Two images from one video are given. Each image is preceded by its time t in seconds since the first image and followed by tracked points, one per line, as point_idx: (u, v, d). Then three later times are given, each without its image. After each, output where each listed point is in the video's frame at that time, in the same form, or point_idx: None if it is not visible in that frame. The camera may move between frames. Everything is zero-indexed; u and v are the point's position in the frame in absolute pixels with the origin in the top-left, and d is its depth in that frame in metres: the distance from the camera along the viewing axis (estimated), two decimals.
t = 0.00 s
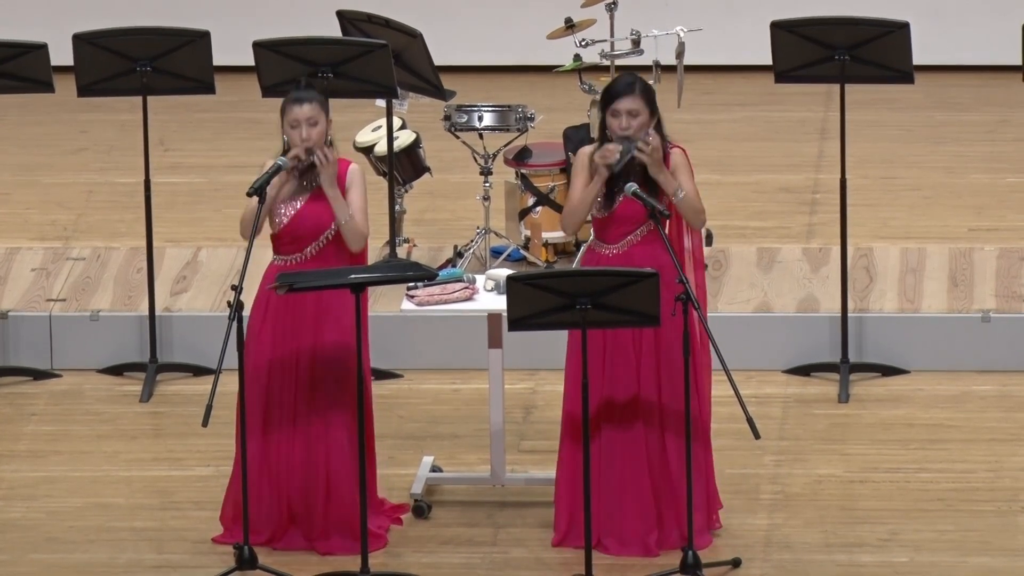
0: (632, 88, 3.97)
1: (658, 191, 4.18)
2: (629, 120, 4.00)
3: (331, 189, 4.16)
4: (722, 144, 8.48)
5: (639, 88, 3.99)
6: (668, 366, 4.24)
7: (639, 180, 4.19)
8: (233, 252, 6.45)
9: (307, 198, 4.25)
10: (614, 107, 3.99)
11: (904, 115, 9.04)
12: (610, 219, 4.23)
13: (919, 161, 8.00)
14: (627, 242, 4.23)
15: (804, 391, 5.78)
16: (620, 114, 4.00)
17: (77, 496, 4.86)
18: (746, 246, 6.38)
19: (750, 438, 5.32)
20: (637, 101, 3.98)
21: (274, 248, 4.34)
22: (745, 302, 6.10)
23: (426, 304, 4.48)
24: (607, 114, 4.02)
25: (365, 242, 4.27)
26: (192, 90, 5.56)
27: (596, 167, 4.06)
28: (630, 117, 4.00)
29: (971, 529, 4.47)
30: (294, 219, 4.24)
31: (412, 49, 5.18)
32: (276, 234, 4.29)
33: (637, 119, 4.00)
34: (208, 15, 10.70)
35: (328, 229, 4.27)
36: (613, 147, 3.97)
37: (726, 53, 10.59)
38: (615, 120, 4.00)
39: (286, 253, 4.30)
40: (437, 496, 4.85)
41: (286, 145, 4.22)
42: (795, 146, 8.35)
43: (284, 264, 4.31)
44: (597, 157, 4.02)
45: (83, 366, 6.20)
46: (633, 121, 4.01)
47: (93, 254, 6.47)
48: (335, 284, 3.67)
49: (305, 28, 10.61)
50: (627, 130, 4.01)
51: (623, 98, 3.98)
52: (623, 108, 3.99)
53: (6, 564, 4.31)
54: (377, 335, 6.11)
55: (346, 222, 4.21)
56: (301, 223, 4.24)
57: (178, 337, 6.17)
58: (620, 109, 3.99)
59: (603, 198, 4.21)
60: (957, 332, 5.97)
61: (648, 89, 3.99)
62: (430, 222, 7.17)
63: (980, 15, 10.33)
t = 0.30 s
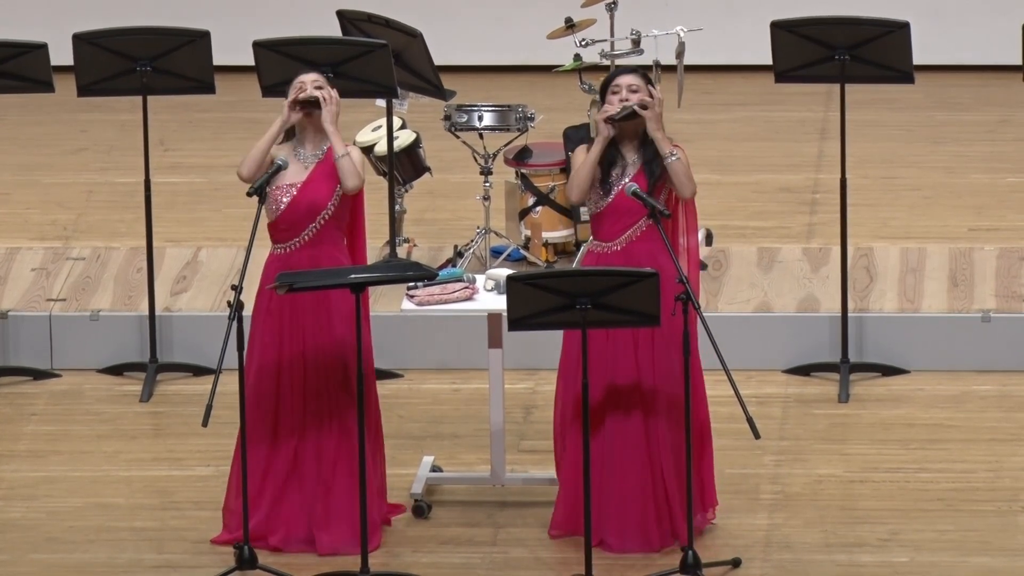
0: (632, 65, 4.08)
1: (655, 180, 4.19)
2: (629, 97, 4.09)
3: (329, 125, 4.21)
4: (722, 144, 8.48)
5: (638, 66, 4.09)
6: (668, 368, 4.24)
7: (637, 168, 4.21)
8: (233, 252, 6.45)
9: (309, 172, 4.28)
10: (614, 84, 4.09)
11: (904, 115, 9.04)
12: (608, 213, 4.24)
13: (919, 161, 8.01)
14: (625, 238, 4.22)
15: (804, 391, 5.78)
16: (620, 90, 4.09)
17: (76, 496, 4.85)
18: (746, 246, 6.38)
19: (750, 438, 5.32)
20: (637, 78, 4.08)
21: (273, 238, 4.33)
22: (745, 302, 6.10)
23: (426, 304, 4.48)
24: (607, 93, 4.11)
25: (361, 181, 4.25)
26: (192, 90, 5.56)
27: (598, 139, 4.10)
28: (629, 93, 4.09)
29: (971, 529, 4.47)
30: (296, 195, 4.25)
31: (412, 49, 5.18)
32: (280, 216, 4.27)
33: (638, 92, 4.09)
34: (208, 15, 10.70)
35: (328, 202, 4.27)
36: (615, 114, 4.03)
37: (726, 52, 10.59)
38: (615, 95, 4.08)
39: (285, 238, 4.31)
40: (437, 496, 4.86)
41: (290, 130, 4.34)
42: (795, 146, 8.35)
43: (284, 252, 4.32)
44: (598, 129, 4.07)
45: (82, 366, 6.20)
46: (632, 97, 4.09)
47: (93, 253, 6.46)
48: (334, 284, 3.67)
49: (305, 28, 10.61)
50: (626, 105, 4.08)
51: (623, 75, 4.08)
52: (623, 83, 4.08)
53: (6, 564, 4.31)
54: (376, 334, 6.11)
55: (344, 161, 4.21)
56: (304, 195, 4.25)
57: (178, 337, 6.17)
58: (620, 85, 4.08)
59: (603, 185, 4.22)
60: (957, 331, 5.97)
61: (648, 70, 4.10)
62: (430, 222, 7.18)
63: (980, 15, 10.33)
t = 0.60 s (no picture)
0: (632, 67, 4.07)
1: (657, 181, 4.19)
2: (629, 100, 4.08)
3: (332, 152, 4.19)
4: (722, 144, 8.48)
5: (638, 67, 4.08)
6: (669, 366, 4.23)
7: (639, 170, 4.22)
8: (233, 252, 6.45)
9: (309, 181, 4.27)
10: (615, 87, 4.08)
11: (904, 115, 9.04)
12: (609, 214, 4.23)
13: (919, 161, 8.01)
14: (626, 239, 4.23)
15: (804, 391, 5.78)
16: (620, 93, 4.08)
17: (76, 496, 4.85)
18: (746, 246, 6.38)
19: (750, 438, 5.32)
20: (637, 81, 4.07)
21: (274, 236, 4.34)
22: (745, 302, 6.10)
23: (426, 304, 4.48)
24: (608, 95, 4.10)
25: (367, 208, 4.27)
26: (192, 90, 5.56)
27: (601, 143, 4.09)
28: (630, 96, 4.08)
29: (971, 529, 4.47)
30: (295, 203, 4.25)
31: (412, 49, 5.18)
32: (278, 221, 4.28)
33: (638, 97, 4.07)
34: (208, 15, 10.70)
35: (328, 212, 4.28)
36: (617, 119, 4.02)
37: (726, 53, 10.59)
38: (616, 98, 4.07)
39: (287, 240, 4.31)
40: (436, 496, 4.86)
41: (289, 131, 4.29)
42: (795, 147, 8.35)
43: (288, 253, 4.31)
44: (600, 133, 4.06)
45: (82, 367, 6.20)
46: (633, 100, 4.08)
47: (93, 253, 6.47)
48: (334, 284, 3.67)
49: (305, 28, 10.61)
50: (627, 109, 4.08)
51: (623, 78, 4.07)
52: (623, 87, 4.07)
53: (6, 564, 4.31)
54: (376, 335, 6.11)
55: (348, 187, 4.21)
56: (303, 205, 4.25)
57: (177, 337, 6.17)
58: (620, 88, 4.08)
59: (604, 187, 4.22)
60: (957, 331, 5.97)
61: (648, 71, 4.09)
62: (430, 222, 7.18)
63: (980, 15, 10.33)
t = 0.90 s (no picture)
0: (634, 79, 4.03)
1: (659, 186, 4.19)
2: (631, 112, 4.06)
3: (336, 216, 4.18)
4: (722, 144, 8.49)
5: (641, 79, 4.04)
6: (668, 366, 4.23)
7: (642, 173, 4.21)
8: (234, 252, 6.45)
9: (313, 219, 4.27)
10: (616, 99, 4.05)
11: (905, 115, 9.04)
12: (611, 215, 4.23)
13: (919, 161, 8.01)
14: (629, 240, 4.23)
15: (804, 391, 5.78)
16: (622, 105, 4.06)
17: (77, 496, 4.85)
18: (746, 246, 6.38)
19: (750, 438, 5.32)
20: (639, 93, 4.04)
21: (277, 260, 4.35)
22: (745, 302, 6.10)
23: (426, 304, 4.48)
24: (610, 105, 4.08)
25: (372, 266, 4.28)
26: (192, 90, 5.56)
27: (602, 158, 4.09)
28: (631, 109, 4.06)
29: (971, 529, 4.47)
30: (298, 240, 4.27)
31: (412, 49, 5.18)
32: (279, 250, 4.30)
33: (640, 110, 4.06)
34: (208, 15, 10.69)
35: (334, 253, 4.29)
36: (617, 138, 4.02)
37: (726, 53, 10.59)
38: (617, 111, 4.06)
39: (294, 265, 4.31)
40: (437, 496, 4.86)
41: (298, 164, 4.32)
42: (795, 147, 8.35)
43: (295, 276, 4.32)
44: (601, 149, 4.06)
45: (82, 367, 6.20)
46: (635, 112, 4.07)
47: (93, 254, 6.47)
48: (335, 285, 3.67)
49: (305, 28, 10.61)
50: (629, 121, 4.07)
51: (625, 89, 4.04)
52: (625, 99, 4.05)
53: (6, 564, 4.31)
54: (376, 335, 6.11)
55: (353, 247, 4.22)
56: (306, 237, 4.27)
57: (178, 337, 6.17)
58: (621, 100, 4.05)
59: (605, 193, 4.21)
60: (957, 331, 5.97)
61: (650, 81, 4.06)
62: (430, 222, 7.18)
63: (980, 15, 10.33)
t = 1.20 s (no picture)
0: (639, 89, 4.01)
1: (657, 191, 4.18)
2: (631, 121, 4.06)
3: (329, 229, 4.19)
4: (722, 144, 8.49)
5: (646, 90, 4.02)
6: (667, 366, 4.23)
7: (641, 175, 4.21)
8: (234, 252, 6.45)
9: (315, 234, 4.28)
10: (619, 105, 4.05)
11: (905, 115, 9.04)
12: (612, 216, 4.22)
13: (919, 161, 8.01)
14: (629, 240, 4.22)
15: (804, 392, 5.78)
16: (622, 113, 4.06)
17: (76, 496, 4.86)
18: (746, 246, 6.38)
19: (750, 438, 5.32)
20: (641, 104, 4.03)
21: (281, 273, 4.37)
22: (745, 302, 6.10)
23: (426, 304, 4.48)
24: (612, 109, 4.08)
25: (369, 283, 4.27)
26: (192, 90, 5.56)
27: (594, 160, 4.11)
28: (632, 118, 4.06)
29: (971, 529, 4.47)
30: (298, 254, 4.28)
31: (412, 49, 5.18)
32: (284, 260, 4.30)
33: (640, 120, 4.06)
34: (208, 15, 10.69)
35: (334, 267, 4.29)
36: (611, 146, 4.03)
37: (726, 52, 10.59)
38: (616, 118, 4.06)
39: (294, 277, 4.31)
40: (437, 496, 4.86)
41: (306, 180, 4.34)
42: (795, 147, 8.35)
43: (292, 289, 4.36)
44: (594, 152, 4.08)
45: (82, 367, 6.20)
46: (634, 121, 4.06)
47: (93, 254, 6.47)
48: (335, 285, 3.67)
49: (305, 27, 10.61)
50: (627, 130, 4.07)
51: (629, 98, 4.03)
52: (626, 108, 4.04)
53: (6, 564, 4.31)
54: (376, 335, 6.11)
55: (348, 262, 4.23)
56: (306, 250, 4.27)
57: (178, 337, 6.17)
58: (623, 108, 4.05)
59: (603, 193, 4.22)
60: (958, 331, 5.97)
61: (655, 93, 4.03)
62: (430, 222, 7.18)
63: (980, 15, 10.33)
